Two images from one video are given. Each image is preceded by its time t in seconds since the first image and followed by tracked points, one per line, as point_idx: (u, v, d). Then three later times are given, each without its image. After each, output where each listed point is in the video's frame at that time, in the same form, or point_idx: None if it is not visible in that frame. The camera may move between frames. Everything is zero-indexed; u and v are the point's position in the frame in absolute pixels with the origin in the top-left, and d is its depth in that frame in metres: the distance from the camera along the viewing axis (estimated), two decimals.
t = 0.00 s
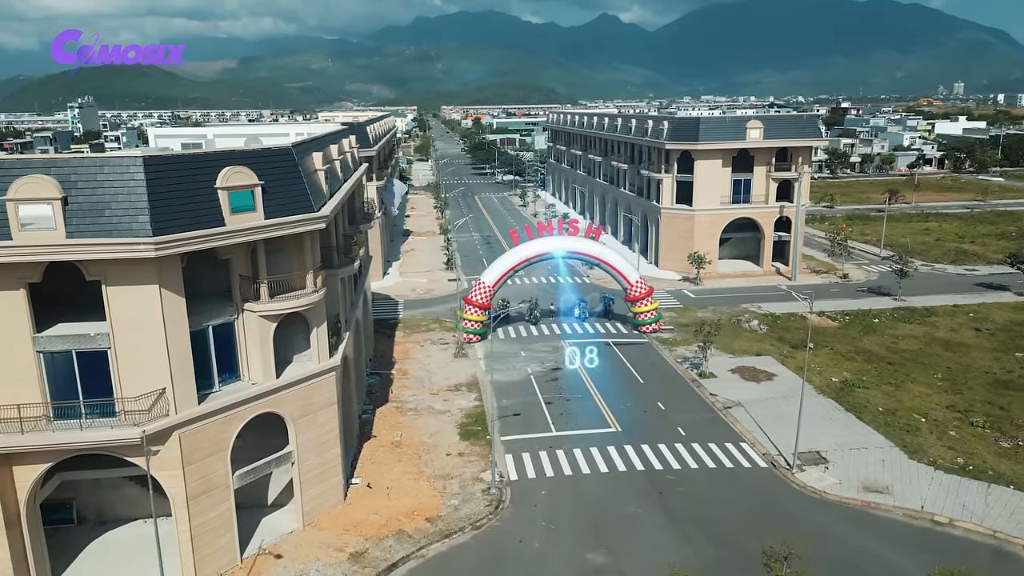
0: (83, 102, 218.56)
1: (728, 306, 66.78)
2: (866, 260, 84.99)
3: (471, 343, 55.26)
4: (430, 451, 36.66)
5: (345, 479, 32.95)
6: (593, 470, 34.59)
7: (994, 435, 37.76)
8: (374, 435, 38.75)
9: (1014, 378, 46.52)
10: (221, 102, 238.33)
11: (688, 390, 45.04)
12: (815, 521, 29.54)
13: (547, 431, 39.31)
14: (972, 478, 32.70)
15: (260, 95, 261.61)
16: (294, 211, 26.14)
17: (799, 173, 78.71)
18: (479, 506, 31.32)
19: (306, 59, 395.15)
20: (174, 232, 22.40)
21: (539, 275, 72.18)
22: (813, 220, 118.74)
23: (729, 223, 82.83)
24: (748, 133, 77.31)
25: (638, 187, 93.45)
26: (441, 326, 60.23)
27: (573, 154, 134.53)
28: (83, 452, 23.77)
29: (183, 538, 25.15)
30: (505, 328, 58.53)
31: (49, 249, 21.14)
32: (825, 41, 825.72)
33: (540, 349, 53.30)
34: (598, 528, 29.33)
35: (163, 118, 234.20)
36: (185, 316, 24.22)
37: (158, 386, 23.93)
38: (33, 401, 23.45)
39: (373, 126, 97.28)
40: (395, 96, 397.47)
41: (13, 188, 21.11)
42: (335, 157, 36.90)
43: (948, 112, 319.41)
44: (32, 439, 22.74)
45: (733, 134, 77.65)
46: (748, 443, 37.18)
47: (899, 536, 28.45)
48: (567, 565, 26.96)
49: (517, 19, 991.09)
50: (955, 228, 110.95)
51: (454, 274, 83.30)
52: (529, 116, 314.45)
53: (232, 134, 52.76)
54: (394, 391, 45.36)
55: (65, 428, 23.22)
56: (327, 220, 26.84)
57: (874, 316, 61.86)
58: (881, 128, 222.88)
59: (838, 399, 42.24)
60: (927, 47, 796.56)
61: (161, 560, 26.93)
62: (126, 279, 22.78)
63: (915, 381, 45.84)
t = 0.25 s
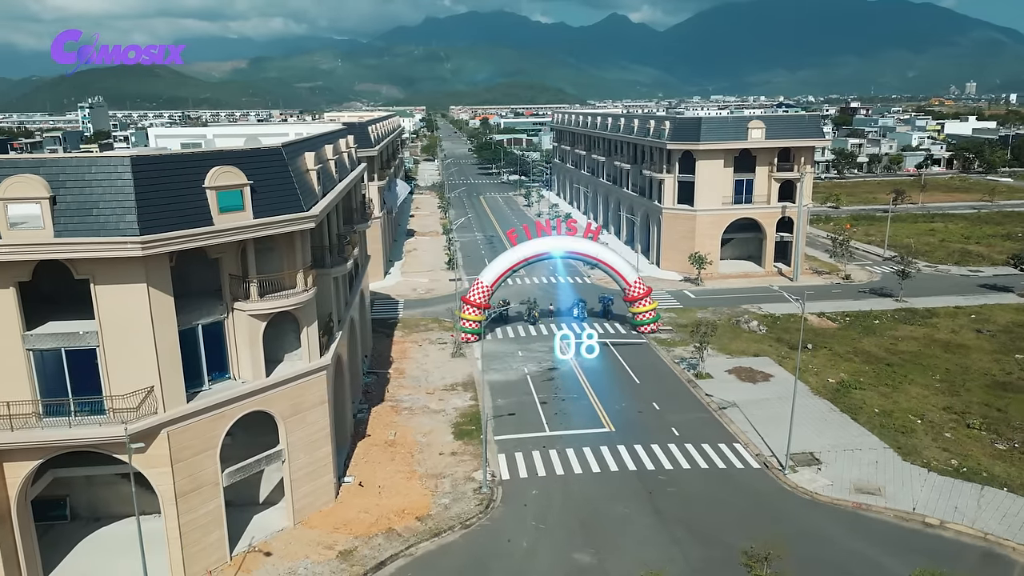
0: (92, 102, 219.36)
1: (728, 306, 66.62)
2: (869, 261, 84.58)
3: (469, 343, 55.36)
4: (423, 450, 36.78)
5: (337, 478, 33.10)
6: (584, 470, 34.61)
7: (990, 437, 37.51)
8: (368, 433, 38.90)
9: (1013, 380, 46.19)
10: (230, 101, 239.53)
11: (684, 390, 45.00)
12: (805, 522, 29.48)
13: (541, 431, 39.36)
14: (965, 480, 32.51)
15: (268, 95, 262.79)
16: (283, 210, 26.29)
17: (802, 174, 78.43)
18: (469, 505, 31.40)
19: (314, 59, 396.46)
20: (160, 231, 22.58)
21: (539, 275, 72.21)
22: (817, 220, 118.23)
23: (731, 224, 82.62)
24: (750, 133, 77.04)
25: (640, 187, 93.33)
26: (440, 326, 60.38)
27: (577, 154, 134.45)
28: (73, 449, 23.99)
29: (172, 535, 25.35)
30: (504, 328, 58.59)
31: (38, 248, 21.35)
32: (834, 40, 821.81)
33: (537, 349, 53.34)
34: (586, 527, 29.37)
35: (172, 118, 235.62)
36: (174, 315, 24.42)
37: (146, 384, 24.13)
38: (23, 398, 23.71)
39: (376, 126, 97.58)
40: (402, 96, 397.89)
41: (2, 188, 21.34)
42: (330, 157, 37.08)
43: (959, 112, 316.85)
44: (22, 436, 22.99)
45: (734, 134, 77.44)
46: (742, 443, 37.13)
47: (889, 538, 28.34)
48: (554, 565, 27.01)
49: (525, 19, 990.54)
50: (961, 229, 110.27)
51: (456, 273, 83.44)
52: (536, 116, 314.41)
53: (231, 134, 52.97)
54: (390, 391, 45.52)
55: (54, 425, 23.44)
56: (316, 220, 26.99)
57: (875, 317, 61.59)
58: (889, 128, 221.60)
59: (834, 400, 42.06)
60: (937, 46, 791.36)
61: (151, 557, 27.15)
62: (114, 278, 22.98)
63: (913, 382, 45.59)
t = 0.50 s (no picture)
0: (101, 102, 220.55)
1: (728, 307, 66.45)
2: (872, 262, 84.14)
3: (467, 343, 55.41)
4: (416, 449, 36.88)
5: (329, 476, 33.23)
6: (575, 470, 34.63)
7: (986, 438, 37.27)
8: (362, 432, 39.03)
9: (1012, 382, 45.88)
10: (238, 102, 240.56)
11: (680, 390, 44.99)
12: (795, 524, 29.41)
13: (534, 431, 39.41)
14: (958, 482, 32.33)
15: (277, 95, 263.93)
16: (272, 210, 26.42)
17: (804, 174, 78.15)
18: (459, 504, 31.48)
19: (322, 59, 397.85)
20: (147, 231, 22.74)
21: (538, 275, 72.20)
22: (822, 221, 117.69)
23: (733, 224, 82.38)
24: (751, 133, 76.78)
25: (642, 187, 93.23)
26: (438, 326, 60.51)
27: (581, 154, 134.34)
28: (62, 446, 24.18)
29: (161, 533, 25.54)
30: (502, 328, 58.60)
31: (26, 247, 21.57)
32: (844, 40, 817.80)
33: (534, 349, 53.40)
34: (574, 527, 29.39)
35: (181, 117, 236.77)
36: (162, 314, 24.56)
37: (135, 382, 24.30)
38: (13, 396, 23.94)
39: (378, 126, 97.86)
40: (410, 96, 398.71)
41: None
42: (324, 156, 37.23)
43: (970, 113, 314.17)
44: (11, 433, 23.21)
45: (736, 134, 77.21)
46: (735, 444, 37.08)
47: (878, 539, 28.26)
48: (540, 564, 27.05)
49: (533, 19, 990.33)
50: (967, 230, 109.58)
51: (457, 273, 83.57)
52: (542, 116, 314.32)
53: (230, 133, 53.13)
54: (386, 390, 45.68)
55: (43, 423, 23.64)
56: (305, 219, 27.12)
57: (875, 318, 61.31)
58: (897, 128, 220.32)
59: (830, 401, 41.91)
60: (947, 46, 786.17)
61: (141, 554, 27.35)
62: (102, 277, 23.15)
63: (910, 383, 45.35)
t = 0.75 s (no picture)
0: (111, 102, 221.90)
1: (728, 307, 66.29)
2: (874, 263, 83.70)
3: (465, 342, 55.52)
4: (409, 448, 36.97)
5: (321, 475, 33.38)
6: (567, 470, 34.65)
7: (982, 440, 37.05)
8: (356, 431, 39.17)
9: (1010, 384, 45.55)
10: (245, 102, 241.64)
11: (675, 391, 44.95)
12: (784, 525, 29.31)
13: (528, 431, 39.44)
14: (951, 484, 32.14)
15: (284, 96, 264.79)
16: (261, 209, 26.62)
17: (805, 175, 77.83)
18: (449, 503, 31.55)
19: (329, 60, 399.04)
20: (134, 230, 22.91)
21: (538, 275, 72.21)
22: (826, 222, 117.17)
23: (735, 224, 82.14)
24: (752, 133, 76.57)
25: (645, 187, 93.10)
26: (437, 325, 60.61)
27: (585, 154, 134.24)
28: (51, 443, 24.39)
29: (149, 530, 25.71)
30: (501, 328, 58.66)
31: (13, 245, 21.75)
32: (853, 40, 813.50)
33: (532, 349, 53.43)
34: (562, 527, 29.41)
35: (189, 117, 237.80)
36: (150, 313, 24.76)
37: (123, 380, 24.51)
38: (3, 393, 24.19)
39: (381, 127, 98.24)
40: (417, 96, 399.45)
41: None
42: (318, 156, 37.45)
43: (980, 113, 311.51)
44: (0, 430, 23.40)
45: (737, 134, 76.98)
46: (728, 444, 37.02)
47: (867, 541, 28.15)
48: (527, 564, 27.09)
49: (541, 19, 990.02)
50: (973, 231, 108.80)
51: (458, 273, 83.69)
52: (549, 116, 314.13)
53: (230, 133, 53.33)
54: (382, 389, 45.81)
55: (32, 420, 23.84)
56: (294, 219, 27.30)
57: (876, 319, 61.01)
58: (906, 128, 218.88)
59: (826, 402, 41.77)
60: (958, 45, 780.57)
61: (131, 552, 27.51)
62: (90, 276, 23.36)
63: (907, 384, 45.12)
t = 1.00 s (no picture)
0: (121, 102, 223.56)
1: (728, 308, 66.10)
2: (878, 263, 83.24)
3: (463, 342, 55.65)
4: (402, 448, 37.07)
5: (312, 473, 33.54)
6: (558, 470, 34.65)
7: (977, 442, 36.79)
8: (350, 430, 39.30)
9: (1009, 386, 45.19)
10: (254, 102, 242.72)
11: (671, 391, 44.89)
12: (773, 526, 29.22)
13: (521, 431, 39.48)
14: (944, 487, 31.94)
15: (292, 96, 265.83)
16: (249, 209, 26.73)
17: (808, 175, 77.44)
18: (439, 502, 31.62)
19: (337, 60, 400.30)
20: (122, 229, 23.09)
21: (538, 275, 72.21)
22: (831, 222, 116.53)
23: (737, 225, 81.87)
24: (755, 133, 76.28)
25: (647, 188, 92.96)
26: (436, 325, 60.74)
27: (590, 154, 134.03)
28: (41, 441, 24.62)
29: (138, 527, 25.91)
30: (500, 328, 58.72)
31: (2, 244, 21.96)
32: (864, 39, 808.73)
33: (529, 349, 53.46)
34: (551, 527, 29.41)
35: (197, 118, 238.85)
36: (139, 312, 24.95)
37: (112, 379, 24.70)
38: None
39: (384, 127, 98.50)
40: (424, 96, 400.13)
41: None
42: (311, 157, 37.57)
43: (992, 113, 308.91)
44: None
45: (739, 135, 76.71)
46: (721, 445, 36.97)
47: (856, 543, 28.03)
48: (513, 563, 27.11)
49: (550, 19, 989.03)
50: (979, 232, 107.97)
51: (460, 273, 83.82)
52: (556, 117, 313.86)
53: (229, 133, 53.56)
54: (378, 389, 45.95)
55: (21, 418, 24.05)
56: (282, 218, 27.38)
57: (876, 321, 60.67)
58: (915, 128, 217.29)
59: (821, 404, 41.62)
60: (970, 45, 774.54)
61: (121, 549, 27.75)
62: (78, 275, 23.56)
63: (904, 386, 44.86)
